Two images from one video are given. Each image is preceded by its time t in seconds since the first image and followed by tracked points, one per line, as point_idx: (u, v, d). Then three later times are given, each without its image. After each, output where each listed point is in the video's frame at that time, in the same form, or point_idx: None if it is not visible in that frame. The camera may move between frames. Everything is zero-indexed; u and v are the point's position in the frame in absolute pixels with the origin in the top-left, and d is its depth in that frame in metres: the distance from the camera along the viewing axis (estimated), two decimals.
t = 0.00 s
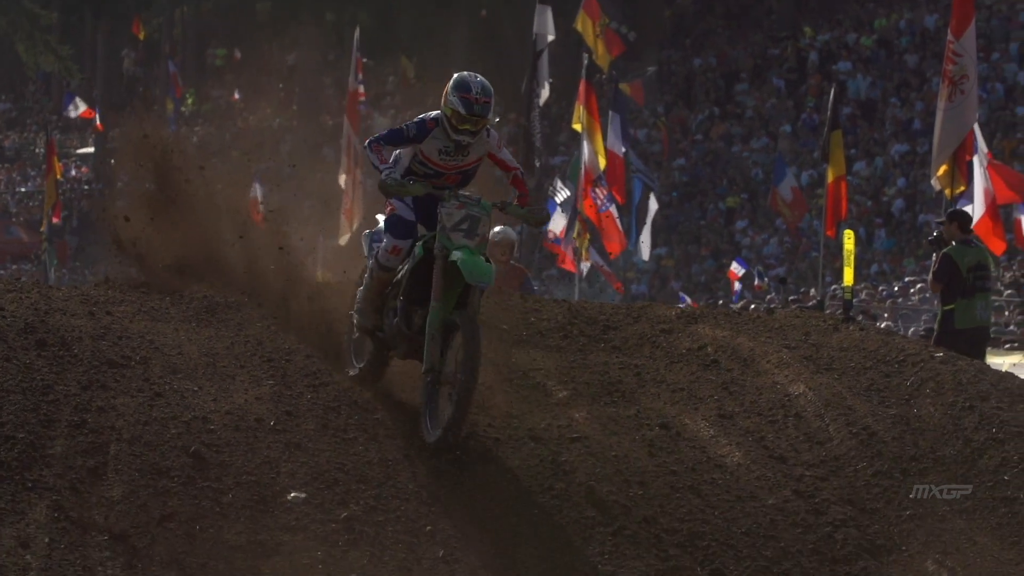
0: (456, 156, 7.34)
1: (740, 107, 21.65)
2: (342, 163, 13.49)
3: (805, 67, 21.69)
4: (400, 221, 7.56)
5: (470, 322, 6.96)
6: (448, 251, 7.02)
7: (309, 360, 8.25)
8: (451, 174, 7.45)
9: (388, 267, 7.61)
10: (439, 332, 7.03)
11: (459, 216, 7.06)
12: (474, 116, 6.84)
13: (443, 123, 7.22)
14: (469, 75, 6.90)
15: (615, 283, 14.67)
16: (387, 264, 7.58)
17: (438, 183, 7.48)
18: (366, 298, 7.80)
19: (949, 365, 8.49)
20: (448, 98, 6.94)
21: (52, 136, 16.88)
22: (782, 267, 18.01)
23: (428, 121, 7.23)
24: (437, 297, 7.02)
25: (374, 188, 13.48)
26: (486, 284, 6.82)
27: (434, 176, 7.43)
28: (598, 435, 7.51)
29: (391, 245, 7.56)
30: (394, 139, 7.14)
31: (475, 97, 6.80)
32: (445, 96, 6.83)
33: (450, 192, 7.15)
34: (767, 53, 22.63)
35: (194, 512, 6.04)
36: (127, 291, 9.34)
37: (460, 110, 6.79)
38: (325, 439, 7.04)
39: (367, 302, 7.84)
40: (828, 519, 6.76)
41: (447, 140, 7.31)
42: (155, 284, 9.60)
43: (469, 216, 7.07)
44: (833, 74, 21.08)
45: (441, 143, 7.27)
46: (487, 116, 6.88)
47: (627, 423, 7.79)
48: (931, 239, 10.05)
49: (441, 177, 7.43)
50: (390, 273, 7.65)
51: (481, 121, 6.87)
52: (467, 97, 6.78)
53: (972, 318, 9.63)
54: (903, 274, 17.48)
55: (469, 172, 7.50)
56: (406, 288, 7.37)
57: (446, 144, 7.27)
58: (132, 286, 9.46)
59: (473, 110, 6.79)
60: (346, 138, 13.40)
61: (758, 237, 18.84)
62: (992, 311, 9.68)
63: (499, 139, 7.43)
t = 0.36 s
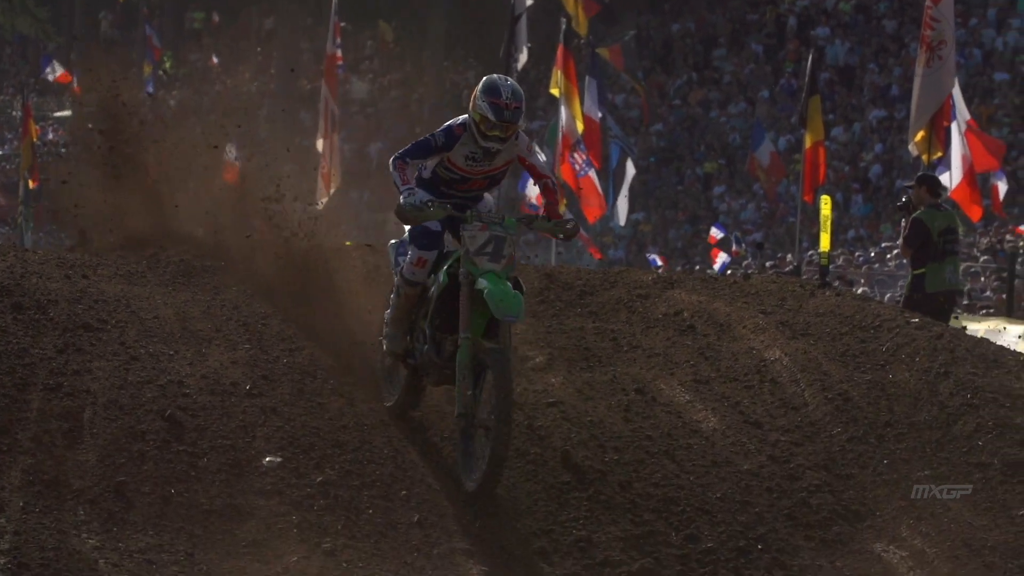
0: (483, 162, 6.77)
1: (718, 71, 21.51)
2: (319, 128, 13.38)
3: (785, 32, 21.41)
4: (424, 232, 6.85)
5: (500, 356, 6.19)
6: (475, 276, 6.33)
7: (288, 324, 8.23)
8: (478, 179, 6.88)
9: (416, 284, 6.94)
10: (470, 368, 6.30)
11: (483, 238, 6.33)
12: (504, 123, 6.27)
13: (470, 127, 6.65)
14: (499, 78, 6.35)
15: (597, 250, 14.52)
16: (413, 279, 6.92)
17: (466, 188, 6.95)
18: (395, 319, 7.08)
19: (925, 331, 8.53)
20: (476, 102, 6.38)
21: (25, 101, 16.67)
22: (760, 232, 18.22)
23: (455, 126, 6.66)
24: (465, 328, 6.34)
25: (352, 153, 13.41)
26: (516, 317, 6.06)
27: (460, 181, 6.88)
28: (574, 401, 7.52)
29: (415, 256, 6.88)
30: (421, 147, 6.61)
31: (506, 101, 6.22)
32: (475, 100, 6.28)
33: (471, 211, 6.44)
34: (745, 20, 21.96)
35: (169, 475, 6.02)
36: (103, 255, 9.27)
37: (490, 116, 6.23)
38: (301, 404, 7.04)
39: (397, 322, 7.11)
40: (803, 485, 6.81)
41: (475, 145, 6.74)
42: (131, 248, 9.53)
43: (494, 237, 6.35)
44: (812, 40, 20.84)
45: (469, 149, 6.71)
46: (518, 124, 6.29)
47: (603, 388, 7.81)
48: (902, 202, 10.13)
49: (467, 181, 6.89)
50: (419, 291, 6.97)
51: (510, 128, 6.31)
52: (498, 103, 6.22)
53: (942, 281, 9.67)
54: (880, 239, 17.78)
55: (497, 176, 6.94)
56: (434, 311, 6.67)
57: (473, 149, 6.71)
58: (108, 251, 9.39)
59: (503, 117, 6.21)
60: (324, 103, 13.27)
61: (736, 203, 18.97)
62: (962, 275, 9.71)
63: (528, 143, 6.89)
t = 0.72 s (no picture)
0: (498, 182, 6.05)
1: (667, 41, 21.44)
2: (267, 97, 13.20)
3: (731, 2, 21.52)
4: (420, 274, 6.16)
5: (500, 391, 5.47)
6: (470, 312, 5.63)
7: (236, 291, 8.18)
8: (494, 200, 6.15)
9: (418, 330, 6.23)
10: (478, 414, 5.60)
11: (474, 271, 5.63)
12: (518, 137, 5.65)
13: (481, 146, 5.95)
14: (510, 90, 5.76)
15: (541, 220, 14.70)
16: (413, 326, 6.22)
17: (480, 209, 6.22)
18: (398, 375, 6.33)
19: (872, 300, 8.63)
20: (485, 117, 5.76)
21: None
22: (708, 202, 18.48)
23: (464, 146, 5.96)
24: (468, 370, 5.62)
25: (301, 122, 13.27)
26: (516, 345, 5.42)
27: (473, 204, 6.17)
28: (520, 369, 7.57)
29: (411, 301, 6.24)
30: (428, 170, 5.93)
31: (521, 113, 5.61)
32: (485, 114, 5.67)
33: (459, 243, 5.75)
34: None
35: (114, 444, 5.98)
36: (49, 224, 9.12)
37: (504, 130, 5.61)
38: (249, 373, 6.99)
39: (402, 379, 6.35)
40: (748, 453, 6.90)
41: (489, 164, 6.03)
42: (78, 216, 9.38)
43: (485, 268, 5.63)
44: (760, 9, 20.93)
45: (481, 169, 5.99)
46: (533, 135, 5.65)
47: (550, 357, 7.85)
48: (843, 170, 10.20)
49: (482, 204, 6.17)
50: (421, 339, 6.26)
51: (525, 143, 5.68)
52: (512, 115, 5.60)
53: (882, 249, 9.82)
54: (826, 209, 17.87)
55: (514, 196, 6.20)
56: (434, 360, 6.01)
57: (486, 169, 5.99)
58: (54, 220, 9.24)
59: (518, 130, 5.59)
60: (272, 72, 13.09)
61: (683, 173, 19.15)
62: (900, 242, 9.86)
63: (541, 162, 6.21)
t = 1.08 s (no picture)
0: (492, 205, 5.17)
1: None
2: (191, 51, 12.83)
3: None
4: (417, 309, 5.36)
5: (492, 419, 4.75)
6: (462, 336, 4.90)
7: (160, 242, 8.04)
8: (489, 223, 5.29)
9: (418, 370, 5.43)
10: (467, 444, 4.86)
11: (470, 292, 4.88)
12: (514, 159, 4.83)
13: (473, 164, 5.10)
14: (508, 108, 4.91)
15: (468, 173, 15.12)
16: (413, 366, 5.41)
17: (472, 233, 5.35)
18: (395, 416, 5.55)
19: (795, 254, 8.71)
20: (479, 135, 4.94)
21: None
22: (634, 158, 18.58)
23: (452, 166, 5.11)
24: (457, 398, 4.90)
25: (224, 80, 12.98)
26: (503, 359, 4.78)
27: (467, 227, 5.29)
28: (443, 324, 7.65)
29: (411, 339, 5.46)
30: (415, 195, 5.14)
31: (518, 135, 4.78)
32: (477, 134, 4.84)
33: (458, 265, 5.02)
34: None
35: (38, 401, 5.90)
36: None
37: (500, 151, 4.79)
38: (174, 328, 6.91)
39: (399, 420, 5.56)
40: (671, 408, 7.01)
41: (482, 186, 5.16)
42: None
43: (482, 290, 4.89)
44: None
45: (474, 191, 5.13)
46: (531, 157, 4.83)
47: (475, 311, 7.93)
48: (762, 125, 10.31)
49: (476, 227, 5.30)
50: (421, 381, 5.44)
51: (523, 164, 4.85)
52: (508, 138, 4.77)
53: (804, 202, 9.95)
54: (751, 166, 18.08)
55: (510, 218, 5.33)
56: (428, 398, 5.23)
57: (478, 192, 5.14)
58: None
59: (516, 153, 4.77)
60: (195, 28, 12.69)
61: (609, 128, 19.25)
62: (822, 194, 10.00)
63: (540, 181, 5.33)
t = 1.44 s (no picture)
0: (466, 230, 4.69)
1: None
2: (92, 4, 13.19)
3: None
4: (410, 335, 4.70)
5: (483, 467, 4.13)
6: (461, 369, 4.25)
7: (54, 176, 7.74)
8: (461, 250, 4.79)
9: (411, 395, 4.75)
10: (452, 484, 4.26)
11: (477, 323, 4.23)
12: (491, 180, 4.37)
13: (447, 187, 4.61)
14: (482, 127, 4.47)
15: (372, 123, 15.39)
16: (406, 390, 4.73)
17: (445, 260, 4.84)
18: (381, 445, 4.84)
19: (696, 202, 8.73)
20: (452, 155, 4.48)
21: None
22: (537, 106, 18.48)
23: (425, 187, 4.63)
24: (447, 432, 4.26)
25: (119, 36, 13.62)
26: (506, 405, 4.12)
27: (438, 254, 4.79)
28: (346, 272, 7.50)
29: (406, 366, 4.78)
30: (387, 218, 4.64)
31: (494, 153, 4.33)
32: (451, 153, 4.37)
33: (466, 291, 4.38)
34: None
35: None
36: None
37: (475, 172, 4.32)
38: (75, 277, 6.65)
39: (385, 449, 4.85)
40: (574, 354, 6.94)
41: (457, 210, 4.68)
42: None
43: (490, 321, 4.25)
44: None
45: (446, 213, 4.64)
46: (507, 178, 4.37)
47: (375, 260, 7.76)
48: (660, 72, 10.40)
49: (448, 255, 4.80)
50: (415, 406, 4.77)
51: (501, 187, 4.39)
52: (483, 157, 4.32)
53: (703, 149, 10.01)
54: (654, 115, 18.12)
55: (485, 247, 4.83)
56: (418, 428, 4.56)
57: (451, 215, 4.66)
58: None
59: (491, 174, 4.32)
60: None
61: (512, 77, 19.14)
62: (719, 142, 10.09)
63: (522, 208, 4.79)
